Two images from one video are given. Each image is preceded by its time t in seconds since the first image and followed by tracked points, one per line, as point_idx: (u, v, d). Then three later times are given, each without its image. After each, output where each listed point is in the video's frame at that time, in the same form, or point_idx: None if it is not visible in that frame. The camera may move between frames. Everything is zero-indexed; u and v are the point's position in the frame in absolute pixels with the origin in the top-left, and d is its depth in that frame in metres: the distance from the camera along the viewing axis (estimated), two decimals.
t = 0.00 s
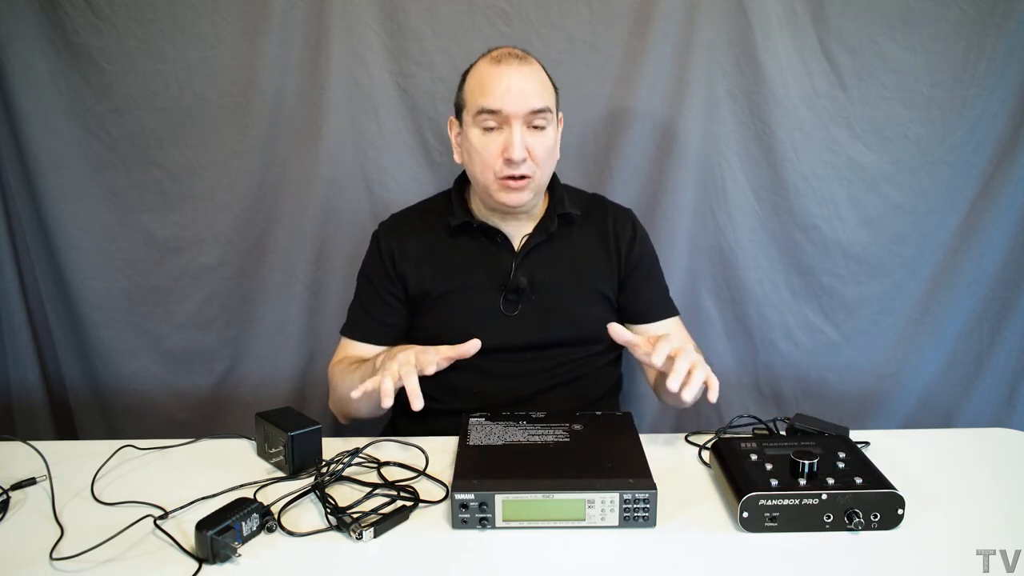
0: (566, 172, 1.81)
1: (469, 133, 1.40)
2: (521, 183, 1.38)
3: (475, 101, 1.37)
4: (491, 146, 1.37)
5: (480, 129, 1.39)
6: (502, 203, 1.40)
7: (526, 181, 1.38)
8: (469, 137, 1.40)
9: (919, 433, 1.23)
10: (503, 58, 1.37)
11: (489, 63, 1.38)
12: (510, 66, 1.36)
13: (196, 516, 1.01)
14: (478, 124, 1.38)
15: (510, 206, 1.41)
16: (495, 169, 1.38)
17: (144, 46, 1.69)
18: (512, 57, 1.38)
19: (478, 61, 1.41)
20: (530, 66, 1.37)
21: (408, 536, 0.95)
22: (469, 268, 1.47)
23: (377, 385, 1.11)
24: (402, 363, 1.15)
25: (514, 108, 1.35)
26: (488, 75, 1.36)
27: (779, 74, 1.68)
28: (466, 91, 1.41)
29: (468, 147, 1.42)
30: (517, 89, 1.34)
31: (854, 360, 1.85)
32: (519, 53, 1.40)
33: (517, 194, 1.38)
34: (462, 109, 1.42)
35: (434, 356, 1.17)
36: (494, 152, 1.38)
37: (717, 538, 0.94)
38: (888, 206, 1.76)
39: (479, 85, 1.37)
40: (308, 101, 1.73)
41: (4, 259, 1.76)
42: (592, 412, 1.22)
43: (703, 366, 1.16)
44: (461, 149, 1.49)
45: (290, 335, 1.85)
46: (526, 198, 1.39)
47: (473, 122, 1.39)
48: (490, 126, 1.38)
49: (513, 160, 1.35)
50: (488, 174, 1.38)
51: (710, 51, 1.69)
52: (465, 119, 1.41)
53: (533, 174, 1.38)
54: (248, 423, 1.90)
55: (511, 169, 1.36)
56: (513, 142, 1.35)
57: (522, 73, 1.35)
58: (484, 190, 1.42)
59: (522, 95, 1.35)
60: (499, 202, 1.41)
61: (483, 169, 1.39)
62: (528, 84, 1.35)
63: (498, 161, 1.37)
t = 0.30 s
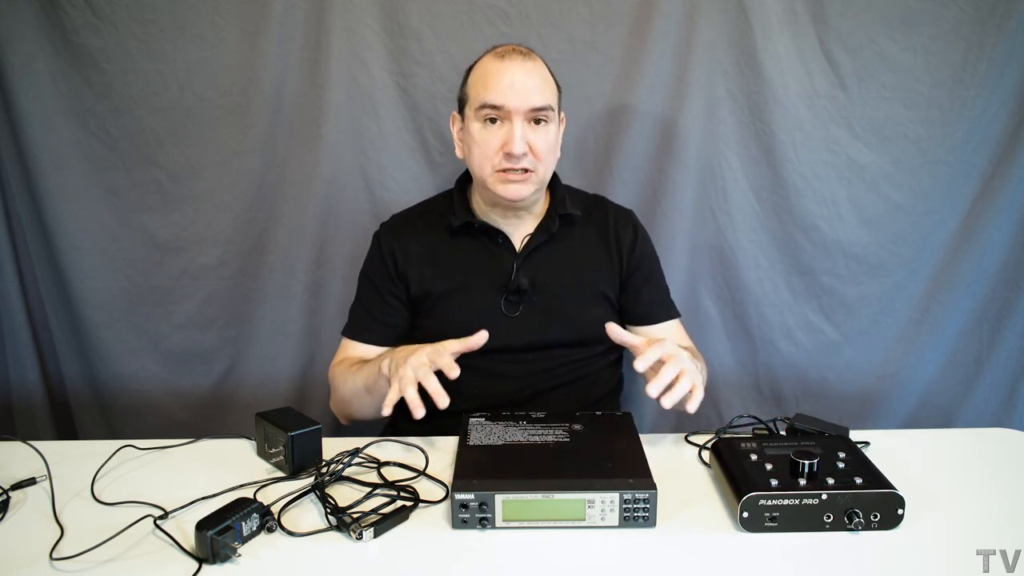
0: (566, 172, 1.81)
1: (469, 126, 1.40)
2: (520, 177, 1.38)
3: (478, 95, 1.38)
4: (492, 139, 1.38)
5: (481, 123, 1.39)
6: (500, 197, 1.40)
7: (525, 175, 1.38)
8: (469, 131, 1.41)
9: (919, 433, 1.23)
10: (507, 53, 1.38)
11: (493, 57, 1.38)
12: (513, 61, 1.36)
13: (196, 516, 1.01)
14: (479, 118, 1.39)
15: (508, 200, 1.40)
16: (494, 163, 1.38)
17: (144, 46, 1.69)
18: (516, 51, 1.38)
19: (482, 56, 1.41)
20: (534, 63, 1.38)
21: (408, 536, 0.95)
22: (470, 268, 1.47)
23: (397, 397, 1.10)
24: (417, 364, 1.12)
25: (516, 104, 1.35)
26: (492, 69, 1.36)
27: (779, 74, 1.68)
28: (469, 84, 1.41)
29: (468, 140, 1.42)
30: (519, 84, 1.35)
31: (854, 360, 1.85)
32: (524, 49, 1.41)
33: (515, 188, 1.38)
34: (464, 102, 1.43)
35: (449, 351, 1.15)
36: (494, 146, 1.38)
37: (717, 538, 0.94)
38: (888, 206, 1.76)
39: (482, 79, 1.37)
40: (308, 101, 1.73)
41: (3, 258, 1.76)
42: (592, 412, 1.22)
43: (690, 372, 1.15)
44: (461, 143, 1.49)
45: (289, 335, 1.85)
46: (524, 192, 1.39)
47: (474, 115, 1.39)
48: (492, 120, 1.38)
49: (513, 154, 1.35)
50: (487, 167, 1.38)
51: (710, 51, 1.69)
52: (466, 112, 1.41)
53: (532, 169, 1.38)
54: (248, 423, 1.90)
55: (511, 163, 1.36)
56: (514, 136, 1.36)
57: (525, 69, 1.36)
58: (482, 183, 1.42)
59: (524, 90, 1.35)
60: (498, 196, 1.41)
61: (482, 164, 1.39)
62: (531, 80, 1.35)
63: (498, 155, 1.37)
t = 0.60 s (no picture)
0: (566, 172, 1.81)
1: (479, 131, 1.38)
2: (526, 187, 1.38)
3: (491, 101, 1.35)
4: (501, 147, 1.37)
5: (492, 129, 1.37)
6: (504, 203, 1.40)
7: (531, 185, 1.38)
8: (479, 135, 1.39)
9: (919, 433, 1.23)
10: (524, 60, 1.35)
11: (509, 63, 1.35)
12: (530, 71, 1.33)
13: (196, 516, 1.01)
14: (490, 124, 1.37)
15: (512, 207, 1.41)
16: (502, 171, 1.37)
17: (144, 46, 1.69)
18: (532, 59, 1.35)
19: (497, 58, 1.37)
20: (550, 73, 1.35)
21: (407, 536, 0.95)
22: (468, 268, 1.47)
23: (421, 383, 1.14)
24: (419, 347, 1.14)
25: (529, 116, 1.33)
26: (507, 77, 1.33)
27: (779, 74, 1.68)
28: (481, 87, 1.38)
29: (476, 144, 1.40)
30: (534, 96, 1.33)
31: (854, 360, 1.85)
32: (539, 56, 1.38)
33: (520, 197, 1.39)
34: (475, 103, 1.40)
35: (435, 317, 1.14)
36: (503, 154, 1.37)
37: (717, 538, 0.94)
38: (888, 206, 1.76)
39: (496, 86, 1.34)
40: (308, 101, 1.73)
41: (4, 258, 1.76)
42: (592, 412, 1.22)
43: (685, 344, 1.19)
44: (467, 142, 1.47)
45: (289, 335, 1.85)
46: (529, 202, 1.40)
47: (486, 121, 1.37)
48: (503, 127, 1.36)
49: (523, 166, 1.35)
50: (494, 174, 1.38)
51: (710, 52, 1.69)
52: (477, 115, 1.39)
53: (538, 179, 1.38)
54: (248, 423, 1.90)
55: (519, 173, 1.36)
56: (524, 148, 1.34)
57: (541, 80, 1.33)
58: (487, 188, 1.41)
59: (539, 103, 1.33)
60: (501, 202, 1.41)
61: (490, 171, 1.38)
62: (547, 92, 1.33)
63: (507, 164, 1.37)
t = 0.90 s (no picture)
0: (566, 172, 1.81)
1: (477, 132, 1.38)
2: (524, 187, 1.38)
3: (487, 103, 1.35)
4: (499, 149, 1.37)
5: (489, 130, 1.37)
6: (503, 204, 1.40)
7: (529, 185, 1.38)
8: (477, 137, 1.39)
9: (919, 433, 1.23)
10: (520, 61, 1.34)
11: (505, 64, 1.35)
12: (526, 72, 1.33)
13: (196, 516, 1.01)
14: (487, 125, 1.37)
15: (511, 208, 1.41)
16: (500, 172, 1.38)
17: (144, 46, 1.69)
18: (527, 59, 1.35)
19: (492, 59, 1.37)
20: (546, 73, 1.35)
21: (407, 536, 0.95)
22: (468, 269, 1.47)
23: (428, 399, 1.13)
24: (417, 366, 1.14)
25: (526, 117, 1.33)
26: (503, 78, 1.33)
27: (779, 74, 1.68)
28: (477, 88, 1.38)
29: (473, 145, 1.40)
30: (530, 96, 1.33)
31: (854, 360, 1.85)
32: (535, 55, 1.37)
33: (518, 198, 1.39)
34: (472, 104, 1.40)
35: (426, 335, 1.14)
36: (501, 155, 1.37)
37: (717, 538, 0.94)
38: (888, 206, 1.76)
39: (492, 87, 1.34)
40: (308, 101, 1.73)
41: (4, 259, 1.76)
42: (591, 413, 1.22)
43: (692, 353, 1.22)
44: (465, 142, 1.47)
45: (290, 335, 1.85)
46: (527, 202, 1.40)
47: (483, 122, 1.37)
48: (500, 128, 1.37)
49: (520, 167, 1.35)
50: (492, 175, 1.38)
51: (710, 51, 1.69)
52: (474, 116, 1.39)
53: (536, 179, 1.39)
54: (248, 423, 1.90)
55: (517, 174, 1.36)
56: (522, 149, 1.35)
57: (537, 80, 1.33)
58: (485, 189, 1.42)
59: (535, 103, 1.33)
60: (499, 203, 1.41)
61: (487, 173, 1.39)
62: (543, 93, 1.33)
63: (504, 165, 1.37)
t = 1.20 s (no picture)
0: (566, 172, 1.81)
1: (475, 127, 1.38)
2: (524, 179, 1.37)
3: (485, 96, 1.36)
4: (498, 141, 1.36)
5: (488, 124, 1.37)
6: (503, 197, 1.39)
7: (529, 177, 1.37)
8: (475, 131, 1.39)
9: (919, 433, 1.23)
10: (516, 55, 1.36)
11: (501, 58, 1.36)
12: (522, 64, 1.34)
13: (196, 516, 1.01)
14: (486, 119, 1.37)
15: (511, 201, 1.40)
16: (500, 164, 1.37)
17: (144, 47, 1.69)
18: (523, 53, 1.36)
19: (489, 55, 1.39)
20: (542, 66, 1.36)
21: (407, 536, 0.95)
22: (468, 267, 1.47)
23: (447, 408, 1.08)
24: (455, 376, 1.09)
25: (523, 107, 1.34)
26: (499, 71, 1.35)
27: (778, 74, 1.68)
28: (475, 84, 1.39)
29: (472, 140, 1.40)
30: (527, 87, 1.33)
31: (855, 360, 1.85)
32: (531, 50, 1.39)
33: (519, 190, 1.38)
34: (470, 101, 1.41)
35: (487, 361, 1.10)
36: (500, 148, 1.37)
37: (717, 538, 0.94)
38: (888, 206, 1.76)
39: (489, 80, 1.35)
40: (308, 101, 1.73)
41: (4, 259, 1.76)
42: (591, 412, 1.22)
43: (673, 375, 1.15)
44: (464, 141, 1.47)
45: (290, 335, 1.85)
46: (527, 195, 1.39)
47: (481, 116, 1.38)
48: (498, 121, 1.37)
49: (520, 158, 1.34)
50: (491, 168, 1.37)
51: (710, 52, 1.69)
52: (473, 112, 1.40)
53: (537, 172, 1.38)
54: (248, 423, 1.90)
55: (516, 165, 1.35)
56: (521, 139, 1.34)
57: (533, 71, 1.34)
58: (484, 184, 1.41)
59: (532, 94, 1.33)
60: (500, 197, 1.40)
61: (487, 166, 1.38)
62: (539, 83, 1.34)
63: (504, 157, 1.36)
